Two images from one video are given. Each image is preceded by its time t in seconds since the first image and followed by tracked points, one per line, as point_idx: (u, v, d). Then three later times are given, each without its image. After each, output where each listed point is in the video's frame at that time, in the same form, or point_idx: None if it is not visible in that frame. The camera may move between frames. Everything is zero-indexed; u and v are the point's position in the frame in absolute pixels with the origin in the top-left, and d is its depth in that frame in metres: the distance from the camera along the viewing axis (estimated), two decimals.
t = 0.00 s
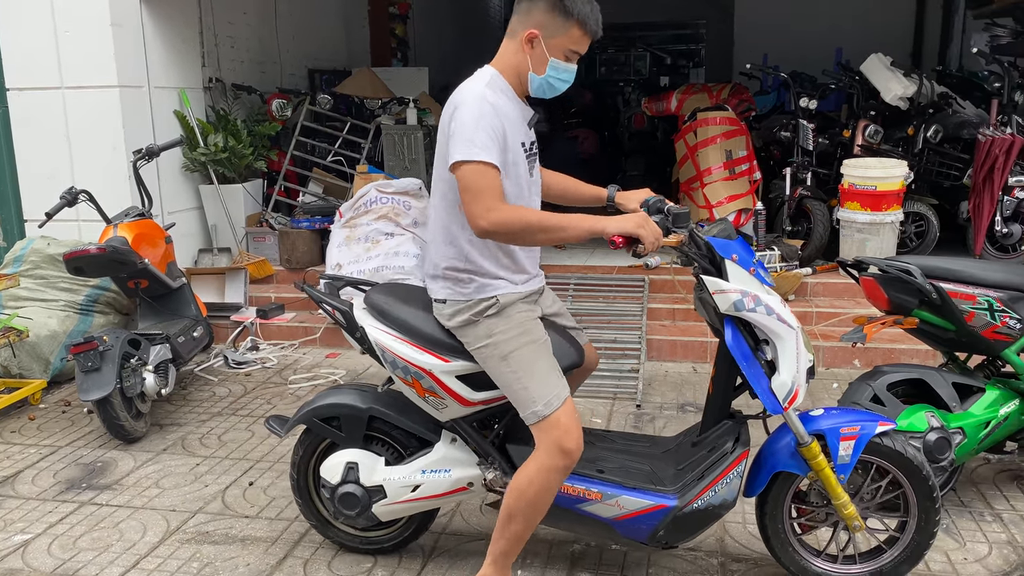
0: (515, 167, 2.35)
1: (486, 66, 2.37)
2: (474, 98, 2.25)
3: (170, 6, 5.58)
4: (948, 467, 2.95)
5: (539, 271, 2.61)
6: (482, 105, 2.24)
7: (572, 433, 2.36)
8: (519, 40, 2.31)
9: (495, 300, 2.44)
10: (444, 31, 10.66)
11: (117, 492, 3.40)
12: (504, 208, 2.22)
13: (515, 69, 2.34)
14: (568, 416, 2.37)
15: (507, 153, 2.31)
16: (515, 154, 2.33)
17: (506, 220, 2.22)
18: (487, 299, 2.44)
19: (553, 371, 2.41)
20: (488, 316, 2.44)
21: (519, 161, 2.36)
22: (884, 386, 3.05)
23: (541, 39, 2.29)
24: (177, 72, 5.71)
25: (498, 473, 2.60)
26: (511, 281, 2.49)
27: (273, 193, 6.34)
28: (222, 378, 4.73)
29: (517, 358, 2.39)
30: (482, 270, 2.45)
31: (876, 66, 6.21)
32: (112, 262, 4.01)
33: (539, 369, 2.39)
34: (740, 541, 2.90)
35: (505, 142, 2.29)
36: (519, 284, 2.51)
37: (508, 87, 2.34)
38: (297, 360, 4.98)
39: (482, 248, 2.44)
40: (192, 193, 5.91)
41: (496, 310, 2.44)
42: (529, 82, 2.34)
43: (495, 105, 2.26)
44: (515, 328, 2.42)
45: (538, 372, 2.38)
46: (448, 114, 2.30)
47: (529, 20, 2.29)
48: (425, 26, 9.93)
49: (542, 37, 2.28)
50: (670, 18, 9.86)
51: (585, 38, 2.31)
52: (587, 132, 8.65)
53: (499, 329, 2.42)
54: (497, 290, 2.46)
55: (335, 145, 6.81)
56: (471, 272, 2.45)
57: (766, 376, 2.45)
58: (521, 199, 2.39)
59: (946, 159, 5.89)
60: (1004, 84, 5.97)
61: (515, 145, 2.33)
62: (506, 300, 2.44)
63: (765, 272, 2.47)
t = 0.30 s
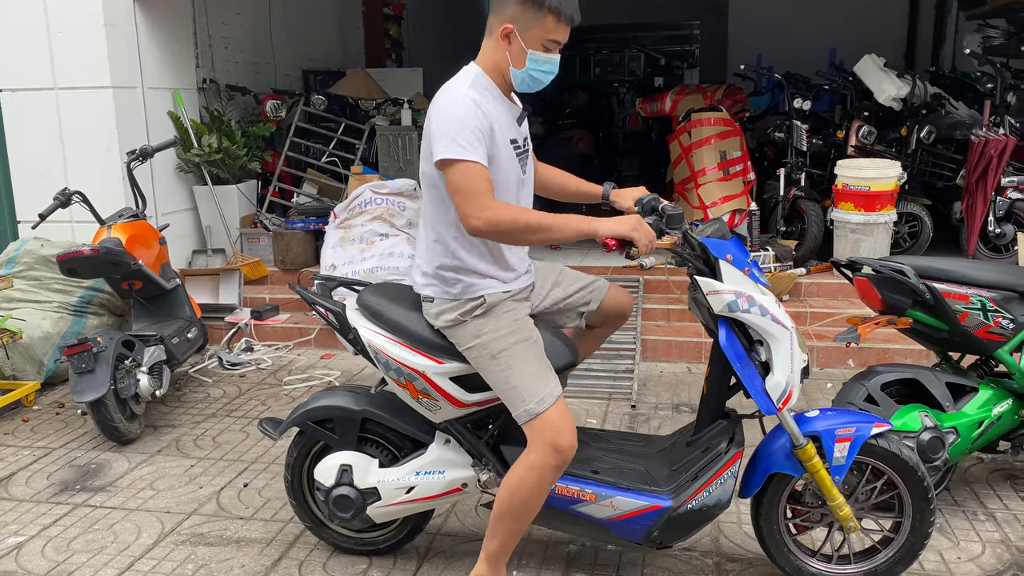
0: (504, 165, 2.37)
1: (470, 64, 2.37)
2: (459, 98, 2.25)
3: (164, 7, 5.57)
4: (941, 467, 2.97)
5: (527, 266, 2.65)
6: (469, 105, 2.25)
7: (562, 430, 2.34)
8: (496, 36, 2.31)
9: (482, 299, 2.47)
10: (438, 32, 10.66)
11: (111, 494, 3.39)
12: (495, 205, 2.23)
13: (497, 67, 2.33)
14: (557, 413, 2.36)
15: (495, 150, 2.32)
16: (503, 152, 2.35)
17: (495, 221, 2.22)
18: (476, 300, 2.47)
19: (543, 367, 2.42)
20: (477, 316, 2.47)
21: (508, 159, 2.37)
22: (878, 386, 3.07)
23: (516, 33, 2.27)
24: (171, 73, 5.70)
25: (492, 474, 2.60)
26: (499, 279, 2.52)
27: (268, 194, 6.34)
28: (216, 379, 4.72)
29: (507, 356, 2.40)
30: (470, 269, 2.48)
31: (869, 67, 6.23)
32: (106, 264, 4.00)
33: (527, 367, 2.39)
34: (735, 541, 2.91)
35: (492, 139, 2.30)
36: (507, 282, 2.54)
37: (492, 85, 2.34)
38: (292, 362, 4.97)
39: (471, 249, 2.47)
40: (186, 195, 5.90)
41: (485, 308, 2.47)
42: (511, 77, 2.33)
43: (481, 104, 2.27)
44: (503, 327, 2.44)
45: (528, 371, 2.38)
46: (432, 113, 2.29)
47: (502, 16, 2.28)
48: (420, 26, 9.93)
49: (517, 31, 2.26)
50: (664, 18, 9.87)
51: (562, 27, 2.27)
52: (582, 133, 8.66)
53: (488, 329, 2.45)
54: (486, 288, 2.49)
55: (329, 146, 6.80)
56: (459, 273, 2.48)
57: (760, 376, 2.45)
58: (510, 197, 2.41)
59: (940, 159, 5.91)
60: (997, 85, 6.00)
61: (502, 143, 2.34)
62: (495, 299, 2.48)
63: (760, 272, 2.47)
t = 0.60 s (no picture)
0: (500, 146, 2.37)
1: (463, 45, 2.38)
2: (454, 78, 2.25)
3: (159, 7, 5.55)
4: (938, 467, 2.97)
5: (519, 256, 2.62)
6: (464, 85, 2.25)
7: (542, 428, 2.37)
8: (491, 16, 2.31)
9: (475, 293, 2.46)
10: (434, 32, 10.66)
11: (107, 495, 3.38)
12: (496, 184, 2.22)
13: (491, 46, 2.33)
14: (540, 413, 2.38)
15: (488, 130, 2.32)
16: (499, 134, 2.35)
17: (499, 201, 2.22)
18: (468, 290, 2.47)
19: (535, 368, 2.41)
20: (468, 309, 2.46)
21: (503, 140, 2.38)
22: (875, 386, 3.07)
23: (512, 12, 2.27)
24: (166, 74, 5.68)
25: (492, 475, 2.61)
26: (492, 270, 2.51)
27: (263, 195, 6.33)
28: (212, 380, 4.71)
29: (495, 354, 2.39)
30: (465, 260, 2.48)
31: (865, 68, 6.21)
32: (101, 264, 3.99)
33: (518, 367, 2.38)
34: (732, 541, 2.91)
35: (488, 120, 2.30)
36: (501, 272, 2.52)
37: (486, 65, 2.34)
38: (288, 362, 4.96)
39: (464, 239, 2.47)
40: (182, 196, 5.88)
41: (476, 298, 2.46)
42: (505, 54, 2.32)
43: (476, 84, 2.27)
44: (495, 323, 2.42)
45: (517, 370, 2.38)
46: (425, 96, 2.29)
47: None
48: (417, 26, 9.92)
49: (513, 10, 2.27)
50: (660, 19, 9.88)
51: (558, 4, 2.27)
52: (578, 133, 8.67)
53: (478, 323, 2.43)
54: (480, 279, 2.48)
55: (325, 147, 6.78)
56: (454, 263, 2.48)
57: (763, 380, 2.45)
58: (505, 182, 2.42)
59: (935, 159, 5.92)
60: (992, 85, 6.00)
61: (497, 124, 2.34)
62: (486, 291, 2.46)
63: (763, 275, 2.47)
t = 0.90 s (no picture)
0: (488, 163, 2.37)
1: (457, 59, 2.37)
2: (444, 94, 2.24)
3: (156, 6, 5.54)
4: (936, 467, 2.97)
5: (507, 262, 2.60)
6: (455, 103, 2.24)
7: (540, 428, 2.36)
8: (488, 36, 2.29)
9: (459, 297, 2.46)
10: (431, 32, 10.65)
11: (104, 496, 3.37)
12: (484, 201, 2.23)
13: (484, 65, 2.32)
14: (535, 413, 2.37)
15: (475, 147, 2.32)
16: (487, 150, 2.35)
17: (486, 218, 2.22)
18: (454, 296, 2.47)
19: (527, 367, 2.41)
20: (455, 316, 2.46)
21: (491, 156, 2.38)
22: (872, 385, 3.07)
23: (509, 37, 2.26)
24: (163, 73, 5.67)
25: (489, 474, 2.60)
26: (478, 277, 2.50)
27: (261, 195, 6.33)
28: (210, 381, 4.70)
29: (486, 358, 2.39)
30: (449, 266, 2.47)
31: (863, 68, 6.24)
32: (98, 264, 3.98)
33: (510, 368, 2.38)
34: (730, 541, 2.91)
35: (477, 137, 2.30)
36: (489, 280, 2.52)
37: (478, 82, 2.33)
38: (286, 363, 4.96)
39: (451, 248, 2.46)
40: (179, 195, 5.87)
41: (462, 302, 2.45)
42: (498, 79, 2.31)
43: (466, 101, 2.26)
44: (485, 326, 2.43)
45: (507, 371, 2.37)
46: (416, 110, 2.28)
47: (500, 16, 2.26)
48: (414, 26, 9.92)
49: (509, 35, 2.25)
50: (658, 19, 9.89)
51: (556, 41, 2.26)
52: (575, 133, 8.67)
53: (466, 330, 2.44)
54: (463, 285, 2.47)
55: (322, 146, 6.77)
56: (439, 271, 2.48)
57: (755, 377, 2.45)
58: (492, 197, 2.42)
59: (932, 159, 5.93)
60: (989, 85, 6.01)
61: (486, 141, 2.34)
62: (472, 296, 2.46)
63: (756, 273, 2.47)
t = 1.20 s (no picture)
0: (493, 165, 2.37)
1: (464, 64, 2.37)
2: (451, 97, 2.24)
3: (154, 6, 5.53)
4: (934, 466, 2.97)
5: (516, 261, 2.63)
6: (462, 105, 2.24)
7: (564, 417, 2.37)
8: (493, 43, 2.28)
9: (479, 292, 2.47)
10: (430, 31, 10.64)
11: (102, 497, 3.37)
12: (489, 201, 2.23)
13: (488, 71, 2.32)
14: (559, 403, 2.38)
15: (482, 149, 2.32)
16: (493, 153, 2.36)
17: (489, 215, 2.22)
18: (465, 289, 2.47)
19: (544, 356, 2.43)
20: (473, 308, 2.46)
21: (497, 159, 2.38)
22: (871, 385, 3.07)
23: (512, 47, 2.24)
24: (161, 73, 5.66)
25: (489, 474, 2.60)
26: (492, 273, 2.51)
27: (259, 194, 6.32)
28: (208, 381, 4.70)
29: (508, 348, 2.40)
30: (464, 261, 2.47)
31: (861, 68, 6.24)
32: (96, 264, 3.97)
33: (531, 358, 2.40)
34: (728, 541, 2.91)
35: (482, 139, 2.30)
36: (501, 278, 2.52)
37: (484, 87, 2.33)
38: (284, 363, 4.95)
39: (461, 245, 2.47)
40: (177, 195, 5.87)
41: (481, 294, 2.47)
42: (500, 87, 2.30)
43: (472, 103, 2.26)
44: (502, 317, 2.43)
45: (526, 362, 2.39)
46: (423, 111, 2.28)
47: (504, 26, 2.24)
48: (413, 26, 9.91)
49: (513, 46, 2.24)
50: (656, 19, 9.89)
51: (558, 53, 2.24)
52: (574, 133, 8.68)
53: (485, 321, 2.44)
54: (480, 280, 2.48)
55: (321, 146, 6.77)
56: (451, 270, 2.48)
57: (753, 378, 2.46)
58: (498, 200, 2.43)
59: (931, 159, 5.93)
60: (987, 85, 6.01)
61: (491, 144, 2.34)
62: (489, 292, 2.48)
63: (755, 273, 2.46)
